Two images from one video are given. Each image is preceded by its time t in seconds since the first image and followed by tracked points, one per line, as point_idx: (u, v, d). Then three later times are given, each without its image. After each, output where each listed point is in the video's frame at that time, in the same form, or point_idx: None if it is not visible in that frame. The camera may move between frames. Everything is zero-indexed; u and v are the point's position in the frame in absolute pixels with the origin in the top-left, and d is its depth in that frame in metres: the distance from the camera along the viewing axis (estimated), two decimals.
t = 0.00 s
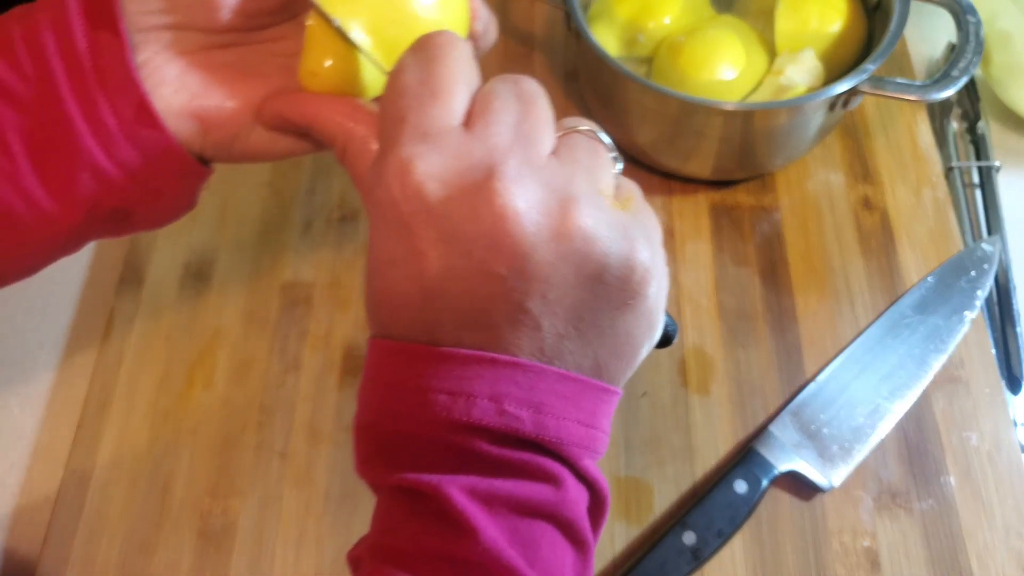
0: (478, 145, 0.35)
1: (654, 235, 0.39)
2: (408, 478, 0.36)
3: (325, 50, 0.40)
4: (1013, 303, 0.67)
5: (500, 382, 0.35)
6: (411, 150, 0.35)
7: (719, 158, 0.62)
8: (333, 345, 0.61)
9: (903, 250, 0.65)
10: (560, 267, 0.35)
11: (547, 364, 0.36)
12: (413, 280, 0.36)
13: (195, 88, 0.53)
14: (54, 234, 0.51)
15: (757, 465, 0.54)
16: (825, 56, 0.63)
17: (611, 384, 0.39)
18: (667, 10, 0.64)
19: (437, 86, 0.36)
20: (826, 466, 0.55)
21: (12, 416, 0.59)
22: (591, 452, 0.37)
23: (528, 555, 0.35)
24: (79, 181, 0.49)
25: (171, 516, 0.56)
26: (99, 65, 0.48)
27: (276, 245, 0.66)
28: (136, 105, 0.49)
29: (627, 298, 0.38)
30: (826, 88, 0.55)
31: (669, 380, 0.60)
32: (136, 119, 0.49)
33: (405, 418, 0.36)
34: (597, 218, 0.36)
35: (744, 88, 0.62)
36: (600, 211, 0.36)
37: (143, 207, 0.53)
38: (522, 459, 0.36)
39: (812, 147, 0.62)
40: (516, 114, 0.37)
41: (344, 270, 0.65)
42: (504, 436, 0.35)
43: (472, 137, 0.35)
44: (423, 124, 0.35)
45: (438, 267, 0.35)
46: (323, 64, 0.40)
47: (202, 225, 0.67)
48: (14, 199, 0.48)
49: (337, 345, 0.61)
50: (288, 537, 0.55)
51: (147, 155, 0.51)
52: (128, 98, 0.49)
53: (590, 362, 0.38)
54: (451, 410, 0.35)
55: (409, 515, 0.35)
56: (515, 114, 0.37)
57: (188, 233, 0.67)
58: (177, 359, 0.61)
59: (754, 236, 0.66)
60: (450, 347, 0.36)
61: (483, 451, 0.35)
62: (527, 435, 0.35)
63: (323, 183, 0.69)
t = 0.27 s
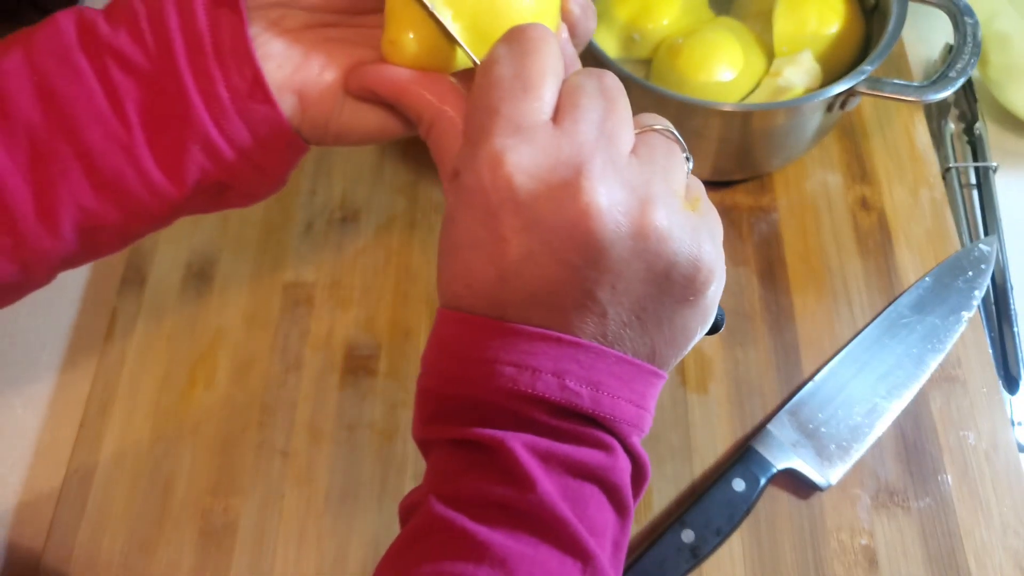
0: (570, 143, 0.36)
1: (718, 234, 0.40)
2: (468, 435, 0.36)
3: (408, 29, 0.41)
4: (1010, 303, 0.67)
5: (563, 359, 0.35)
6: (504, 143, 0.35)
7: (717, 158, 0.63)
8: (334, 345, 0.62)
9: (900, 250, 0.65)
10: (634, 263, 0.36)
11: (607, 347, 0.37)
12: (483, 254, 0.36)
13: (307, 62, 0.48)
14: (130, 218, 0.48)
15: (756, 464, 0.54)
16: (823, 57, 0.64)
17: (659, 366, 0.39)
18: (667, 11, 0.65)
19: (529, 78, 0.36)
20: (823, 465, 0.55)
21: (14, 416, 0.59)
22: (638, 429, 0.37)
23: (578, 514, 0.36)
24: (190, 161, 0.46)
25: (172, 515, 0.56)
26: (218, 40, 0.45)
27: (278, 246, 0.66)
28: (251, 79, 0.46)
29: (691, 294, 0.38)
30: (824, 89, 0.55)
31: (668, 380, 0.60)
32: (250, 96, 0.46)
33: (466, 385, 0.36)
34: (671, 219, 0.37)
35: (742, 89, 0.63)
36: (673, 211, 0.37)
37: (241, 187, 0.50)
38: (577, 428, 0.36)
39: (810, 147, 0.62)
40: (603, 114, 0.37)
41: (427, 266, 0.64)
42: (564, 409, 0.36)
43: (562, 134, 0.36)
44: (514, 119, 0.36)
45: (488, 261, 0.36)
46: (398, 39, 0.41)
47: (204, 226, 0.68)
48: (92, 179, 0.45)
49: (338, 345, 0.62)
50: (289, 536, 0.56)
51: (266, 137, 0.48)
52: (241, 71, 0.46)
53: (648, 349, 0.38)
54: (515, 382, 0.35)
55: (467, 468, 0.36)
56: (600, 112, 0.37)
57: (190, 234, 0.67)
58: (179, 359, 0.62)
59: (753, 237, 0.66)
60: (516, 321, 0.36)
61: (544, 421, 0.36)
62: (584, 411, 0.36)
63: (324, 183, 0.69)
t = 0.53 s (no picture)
0: (577, 196, 0.41)
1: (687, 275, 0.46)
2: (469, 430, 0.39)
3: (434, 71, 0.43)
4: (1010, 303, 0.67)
5: (560, 375, 0.39)
6: (527, 199, 0.40)
7: (717, 158, 0.63)
8: (334, 345, 0.62)
9: (900, 250, 0.65)
10: (624, 297, 0.41)
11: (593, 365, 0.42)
12: (506, 284, 0.40)
13: (346, 91, 0.49)
14: (167, 230, 0.48)
15: (756, 464, 0.54)
16: (823, 57, 0.64)
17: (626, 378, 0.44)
18: (667, 11, 0.65)
19: (546, 135, 0.40)
20: (823, 465, 0.55)
21: (14, 415, 0.60)
22: (609, 433, 0.41)
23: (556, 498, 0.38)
24: (231, 179, 0.47)
25: (172, 515, 0.56)
26: (264, 66, 0.46)
27: (278, 246, 0.66)
28: (294, 104, 0.46)
29: (665, 327, 0.44)
30: (824, 89, 0.55)
31: (668, 380, 0.60)
32: (292, 121, 0.47)
33: (471, 389, 0.39)
34: (657, 264, 0.42)
35: (742, 89, 0.63)
36: (660, 259, 0.43)
37: (275, 203, 0.51)
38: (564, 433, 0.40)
39: (810, 147, 0.62)
40: (603, 164, 0.42)
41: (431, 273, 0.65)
42: (555, 416, 0.40)
43: (574, 189, 0.41)
44: (533, 174, 0.40)
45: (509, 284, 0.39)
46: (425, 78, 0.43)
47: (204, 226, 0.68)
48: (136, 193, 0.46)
49: (338, 345, 0.62)
50: (289, 537, 0.56)
51: (306, 160, 0.49)
52: (286, 98, 0.46)
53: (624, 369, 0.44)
54: (518, 394, 0.39)
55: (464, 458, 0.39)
56: (602, 164, 0.42)
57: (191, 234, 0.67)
58: (179, 359, 0.62)
59: (752, 237, 0.66)
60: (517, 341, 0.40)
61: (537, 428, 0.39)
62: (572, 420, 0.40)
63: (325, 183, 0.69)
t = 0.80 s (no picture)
0: (557, 193, 0.41)
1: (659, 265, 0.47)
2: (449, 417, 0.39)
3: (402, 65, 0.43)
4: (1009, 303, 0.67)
5: (542, 363, 0.39)
6: (514, 201, 0.39)
7: (717, 159, 0.63)
8: (334, 344, 0.62)
9: (900, 250, 0.65)
10: (602, 286, 0.42)
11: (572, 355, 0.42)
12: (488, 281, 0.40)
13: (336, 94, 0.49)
14: (166, 231, 0.48)
15: (755, 464, 0.54)
16: (823, 57, 0.64)
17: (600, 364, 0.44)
18: (666, 12, 0.65)
19: (527, 131, 0.40)
20: (823, 464, 0.55)
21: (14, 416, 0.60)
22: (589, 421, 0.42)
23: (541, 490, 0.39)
24: (229, 180, 0.47)
25: (172, 515, 0.56)
26: (259, 70, 0.46)
27: (278, 246, 0.67)
28: (289, 107, 0.47)
29: (640, 317, 0.45)
30: (824, 89, 0.55)
31: (668, 380, 0.60)
32: (287, 123, 0.47)
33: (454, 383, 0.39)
34: (634, 256, 0.43)
35: (742, 89, 0.63)
36: (636, 251, 0.43)
37: (269, 204, 0.51)
38: (547, 422, 0.40)
39: (809, 147, 0.63)
40: (582, 165, 0.43)
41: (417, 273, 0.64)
42: (537, 405, 0.40)
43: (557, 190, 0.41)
44: (517, 172, 0.40)
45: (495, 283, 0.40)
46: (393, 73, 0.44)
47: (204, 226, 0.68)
48: (136, 195, 0.46)
49: (338, 345, 0.62)
50: (290, 536, 0.56)
51: (300, 161, 0.49)
52: (280, 101, 0.47)
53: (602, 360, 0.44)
54: (502, 384, 0.38)
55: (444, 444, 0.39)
56: (579, 167, 0.43)
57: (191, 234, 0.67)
58: (180, 359, 0.62)
59: (752, 237, 0.66)
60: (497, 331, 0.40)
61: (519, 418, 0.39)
62: (554, 408, 0.40)
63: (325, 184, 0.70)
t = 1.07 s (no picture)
0: (573, 212, 0.39)
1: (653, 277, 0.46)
2: (445, 439, 0.37)
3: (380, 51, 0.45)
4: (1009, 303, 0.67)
5: (539, 383, 0.38)
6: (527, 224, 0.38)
7: (717, 159, 0.63)
8: (334, 344, 0.62)
9: (900, 250, 0.65)
10: (604, 303, 0.41)
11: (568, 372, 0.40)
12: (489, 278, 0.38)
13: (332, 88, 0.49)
14: (179, 218, 0.49)
15: (755, 464, 0.54)
16: (823, 57, 0.64)
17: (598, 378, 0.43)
18: (666, 12, 0.65)
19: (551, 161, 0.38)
20: (823, 464, 0.55)
21: (14, 416, 0.60)
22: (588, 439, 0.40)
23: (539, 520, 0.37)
24: (237, 166, 0.48)
25: (172, 516, 0.56)
26: (263, 58, 0.47)
27: (278, 246, 0.67)
28: (293, 92, 0.47)
29: (634, 329, 0.44)
30: (823, 89, 0.55)
31: (668, 380, 0.60)
32: (291, 107, 0.47)
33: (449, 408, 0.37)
34: (631, 269, 0.42)
35: (742, 89, 0.63)
36: (632, 264, 0.42)
37: (279, 188, 0.51)
38: (545, 446, 0.38)
39: (810, 147, 0.63)
40: (602, 175, 0.41)
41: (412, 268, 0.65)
42: (537, 425, 0.38)
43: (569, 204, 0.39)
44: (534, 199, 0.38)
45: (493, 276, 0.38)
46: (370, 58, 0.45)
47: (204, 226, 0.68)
48: (149, 184, 0.47)
49: (338, 345, 0.62)
50: (290, 537, 0.56)
51: (307, 144, 0.49)
52: (283, 87, 0.47)
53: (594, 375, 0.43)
54: (500, 406, 0.37)
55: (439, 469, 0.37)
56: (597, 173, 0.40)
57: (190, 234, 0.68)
58: (180, 358, 0.62)
59: (752, 236, 0.66)
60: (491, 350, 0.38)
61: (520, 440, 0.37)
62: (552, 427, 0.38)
63: (325, 184, 0.70)
